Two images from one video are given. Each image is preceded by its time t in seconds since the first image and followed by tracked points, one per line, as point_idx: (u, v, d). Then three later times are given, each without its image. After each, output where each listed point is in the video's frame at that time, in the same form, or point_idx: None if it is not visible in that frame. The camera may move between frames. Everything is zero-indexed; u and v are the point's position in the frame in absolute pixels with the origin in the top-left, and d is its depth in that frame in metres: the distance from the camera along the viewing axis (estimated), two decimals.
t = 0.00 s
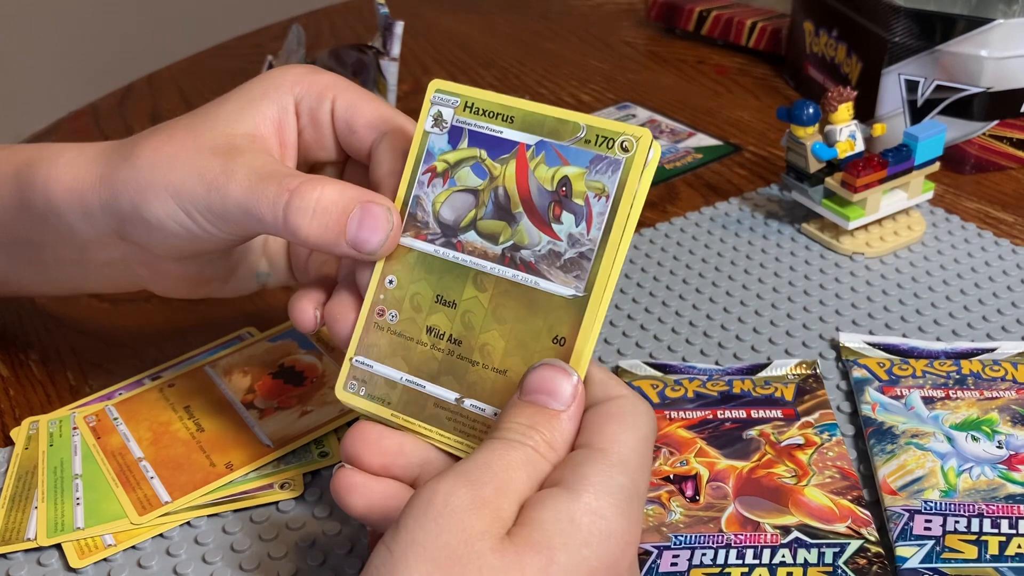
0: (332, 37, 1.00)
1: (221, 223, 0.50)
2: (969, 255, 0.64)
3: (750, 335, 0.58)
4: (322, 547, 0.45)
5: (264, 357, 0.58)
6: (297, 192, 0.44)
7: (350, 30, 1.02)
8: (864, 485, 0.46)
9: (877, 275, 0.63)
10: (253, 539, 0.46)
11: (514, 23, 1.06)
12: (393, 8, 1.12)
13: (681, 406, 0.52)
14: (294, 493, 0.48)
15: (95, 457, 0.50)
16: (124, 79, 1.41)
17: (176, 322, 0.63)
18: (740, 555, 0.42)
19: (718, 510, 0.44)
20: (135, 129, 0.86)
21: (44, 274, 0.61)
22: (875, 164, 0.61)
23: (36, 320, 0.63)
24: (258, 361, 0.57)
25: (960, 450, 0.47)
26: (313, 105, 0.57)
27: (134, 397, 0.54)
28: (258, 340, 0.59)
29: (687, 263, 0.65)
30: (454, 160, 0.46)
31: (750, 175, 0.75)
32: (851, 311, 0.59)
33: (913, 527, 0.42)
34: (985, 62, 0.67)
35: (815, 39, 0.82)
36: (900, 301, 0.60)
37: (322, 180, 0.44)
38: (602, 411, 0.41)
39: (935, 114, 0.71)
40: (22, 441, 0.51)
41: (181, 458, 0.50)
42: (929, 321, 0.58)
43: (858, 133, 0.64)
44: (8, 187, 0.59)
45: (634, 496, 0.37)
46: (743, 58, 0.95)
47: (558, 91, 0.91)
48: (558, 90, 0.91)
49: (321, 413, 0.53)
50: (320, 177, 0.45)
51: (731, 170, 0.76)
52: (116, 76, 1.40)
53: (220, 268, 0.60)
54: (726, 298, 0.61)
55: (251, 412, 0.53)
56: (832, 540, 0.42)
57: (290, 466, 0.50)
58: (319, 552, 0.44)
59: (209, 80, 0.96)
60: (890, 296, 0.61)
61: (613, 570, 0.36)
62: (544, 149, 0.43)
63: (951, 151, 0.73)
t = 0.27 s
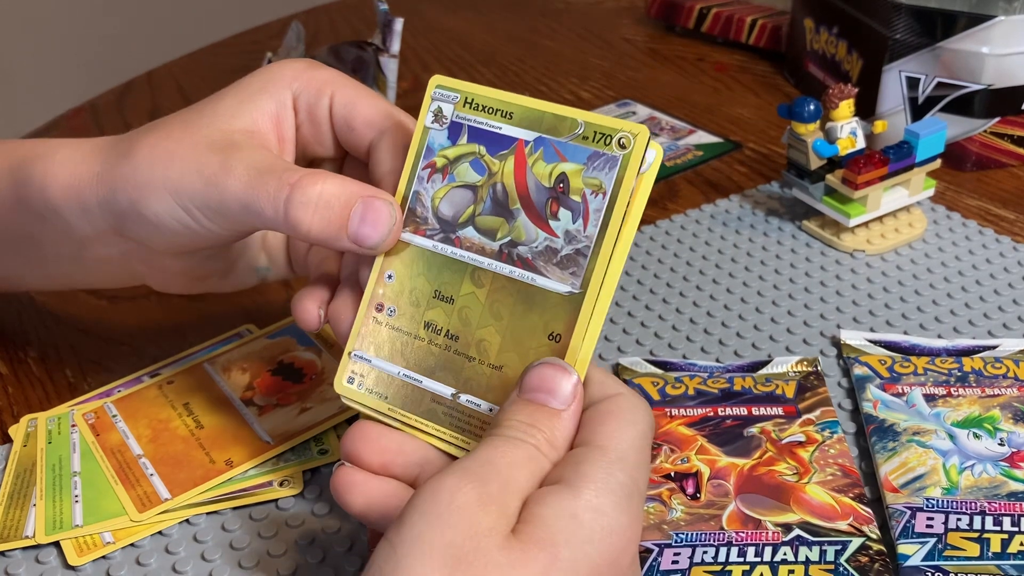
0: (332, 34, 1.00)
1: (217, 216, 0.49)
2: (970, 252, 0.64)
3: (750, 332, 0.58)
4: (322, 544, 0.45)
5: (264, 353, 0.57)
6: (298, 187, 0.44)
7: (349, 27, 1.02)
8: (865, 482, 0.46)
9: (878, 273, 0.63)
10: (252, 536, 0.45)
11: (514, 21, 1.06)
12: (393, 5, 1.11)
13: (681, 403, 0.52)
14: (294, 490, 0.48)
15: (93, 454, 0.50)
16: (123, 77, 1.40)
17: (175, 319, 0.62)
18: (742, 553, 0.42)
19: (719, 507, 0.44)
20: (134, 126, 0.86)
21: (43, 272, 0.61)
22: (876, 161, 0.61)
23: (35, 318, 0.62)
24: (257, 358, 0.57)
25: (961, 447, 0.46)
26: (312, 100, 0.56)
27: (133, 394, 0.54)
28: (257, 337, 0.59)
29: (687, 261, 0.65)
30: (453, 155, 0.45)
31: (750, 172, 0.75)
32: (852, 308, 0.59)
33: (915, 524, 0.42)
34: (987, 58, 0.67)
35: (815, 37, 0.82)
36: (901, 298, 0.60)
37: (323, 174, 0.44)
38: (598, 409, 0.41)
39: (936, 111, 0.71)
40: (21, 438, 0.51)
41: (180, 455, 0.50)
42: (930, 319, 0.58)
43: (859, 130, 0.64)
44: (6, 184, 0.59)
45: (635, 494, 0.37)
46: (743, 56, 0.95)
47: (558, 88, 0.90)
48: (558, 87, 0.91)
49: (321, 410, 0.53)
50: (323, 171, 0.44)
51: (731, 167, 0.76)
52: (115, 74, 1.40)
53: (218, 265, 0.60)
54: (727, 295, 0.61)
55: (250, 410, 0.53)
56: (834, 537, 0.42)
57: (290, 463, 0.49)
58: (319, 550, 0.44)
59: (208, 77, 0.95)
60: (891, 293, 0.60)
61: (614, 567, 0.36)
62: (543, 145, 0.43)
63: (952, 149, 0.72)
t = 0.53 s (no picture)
0: (331, 32, 1.00)
1: (199, 203, 0.50)
2: (969, 250, 0.64)
3: (750, 330, 0.57)
4: (321, 543, 0.45)
5: (263, 351, 0.57)
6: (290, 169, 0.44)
7: (348, 25, 1.02)
8: (865, 480, 0.46)
9: (878, 270, 0.63)
10: (251, 535, 0.45)
11: (514, 19, 1.06)
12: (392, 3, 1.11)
13: (681, 401, 0.52)
14: (293, 488, 0.48)
15: (92, 452, 0.50)
16: (122, 75, 1.40)
17: (174, 317, 0.62)
18: (741, 551, 0.41)
19: (718, 506, 0.44)
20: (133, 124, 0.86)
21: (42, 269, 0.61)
22: (875, 159, 0.61)
23: (33, 316, 0.62)
24: (257, 356, 0.57)
25: (961, 445, 0.46)
26: (297, 92, 0.56)
27: (132, 392, 0.54)
28: (257, 335, 0.59)
29: (687, 259, 0.65)
30: (437, 137, 0.45)
31: (750, 171, 0.75)
32: (852, 306, 0.59)
33: (915, 522, 0.42)
34: (986, 56, 0.66)
35: (815, 35, 0.82)
36: (900, 296, 0.60)
37: (314, 155, 0.44)
38: (597, 406, 0.41)
39: (936, 109, 0.70)
40: (19, 436, 0.51)
41: (179, 453, 0.50)
42: (930, 317, 0.57)
43: (859, 128, 0.63)
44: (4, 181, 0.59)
45: (635, 492, 0.37)
46: (743, 54, 0.95)
47: (558, 86, 0.90)
48: (558, 85, 0.91)
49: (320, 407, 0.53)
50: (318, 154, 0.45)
51: (730, 165, 0.76)
52: (114, 73, 1.40)
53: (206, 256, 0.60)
54: (727, 293, 0.61)
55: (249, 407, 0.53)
56: (833, 535, 0.42)
57: (289, 461, 0.49)
58: (318, 549, 0.44)
59: (208, 75, 0.95)
60: (891, 291, 0.60)
61: (613, 566, 0.36)
62: (523, 126, 0.42)
63: (951, 147, 0.72)
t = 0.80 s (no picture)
0: (332, 32, 1.00)
1: (218, 202, 0.50)
2: (969, 250, 0.64)
3: (749, 330, 0.58)
4: (321, 541, 0.45)
5: (264, 350, 0.57)
6: (303, 166, 0.45)
7: (349, 25, 1.02)
8: (863, 479, 0.46)
9: (877, 270, 0.63)
10: (252, 533, 0.46)
11: (514, 19, 1.06)
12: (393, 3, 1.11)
13: (680, 400, 0.52)
14: (294, 487, 0.48)
15: (93, 451, 0.50)
16: (122, 75, 1.40)
17: (175, 316, 0.62)
18: (740, 550, 0.42)
19: (717, 504, 0.44)
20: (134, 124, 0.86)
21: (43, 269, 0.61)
22: (875, 160, 0.61)
23: (35, 315, 0.62)
24: (258, 355, 0.57)
25: (959, 444, 0.47)
26: (296, 86, 0.55)
27: (133, 391, 0.54)
28: (257, 334, 0.59)
29: (687, 259, 0.65)
30: (451, 135, 0.45)
31: (749, 171, 0.75)
32: (851, 306, 0.59)
33: (913, 521, 0.42)
34: (986, 57, 0.67)
35: (814, 35, 0.82)
36: (900, 296, 0.60)
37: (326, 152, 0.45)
38: (598, 406, 0.41)
39: (935, 109, 0.71)
40: (21, 435, 0.51)
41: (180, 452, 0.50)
42: (929, 317, 0.58)
43: (858, 128, 0.63)
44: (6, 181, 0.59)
45: (635, 491, 0.37)
46: (742, 54, 0.95)
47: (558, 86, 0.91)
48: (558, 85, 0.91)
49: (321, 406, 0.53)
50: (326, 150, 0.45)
51: (730, 165, 0.76)
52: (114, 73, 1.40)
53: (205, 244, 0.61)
54: (726, 293, 0.61)
55: (250, 406, 0.53)
56: (832, 534, 0.42)
57: (290, 460, 0.50)
58: (319, 547, 0.44)
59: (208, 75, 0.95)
60: (890, 291, 0.60)
61: (613, 565, 0.36)
62: (533, 121, 0.43)
63: (951, 147, 0.72)
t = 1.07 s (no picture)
0: (331, 32, 1.00)
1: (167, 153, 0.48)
2: (969, 250, 0.64)
3: (748, 329, 0.58)
4: (322, 541, 0.45)
5: (263, 349, 0.57)
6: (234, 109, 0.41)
7: (349, 25, 1.02)
8: (862, 479, 0.46)
9: (876, 270, 0.63)
10: (252, 533, 0.46)
11: (514, 19, 1.06)
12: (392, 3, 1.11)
13: (680, 400, 0.52)
14: (293, 487, 0.48)
15: (93, 450, 0.50)
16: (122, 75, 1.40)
17: (174, 316, 0.62)
18: (739, 549, 0.42)
19: (717, 504, 0.44)
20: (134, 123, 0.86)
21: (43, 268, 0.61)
22: (875, 159, 0.61)
23: (34, 314, 0.63)
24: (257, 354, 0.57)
25: (959, 444, 0.47)
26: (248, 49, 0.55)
27: (132, 391, 0.54)
28: (257, 334, 0.59)
29: (686, 258, 0.65)
30: (371, 95, 0.44)
31: (749, 170, 0.75)
32: (850, 306, 0.59)
33: (912, 521, 0.42)
34: (985, 57, 0.66)
35: (814, 35, 0.82)
36: (899, 296, 0.60)
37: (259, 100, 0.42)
38: (604, 408, 0.41)
39: (935, 109, 0.71)
40: (21, 434, 0.51)
41: (180, 451, 0.50)
42: (928, 316, 0.58)
43: (857, 128, 0.63)
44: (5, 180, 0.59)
45: (638, 492, 0.37)
46: (742, 54, 0.95)
47: (558, 86, 0.91)
48: (558, 85, 0.91)
49: (321, 406, 0.53)
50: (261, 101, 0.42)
51: (730, 165, 0.76)
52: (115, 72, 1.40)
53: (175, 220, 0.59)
54: (726, 293, 0.61)
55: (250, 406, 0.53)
56: (831, 534, 0.42)
57: (290, 460, 0.50)
58: (319, 546, 0.44)
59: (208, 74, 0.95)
60: (890, 291, 0.60)
61: (614, 564, 0.36)
62: (448, 83, 0.43)
63: (951, 147, 0.72)
